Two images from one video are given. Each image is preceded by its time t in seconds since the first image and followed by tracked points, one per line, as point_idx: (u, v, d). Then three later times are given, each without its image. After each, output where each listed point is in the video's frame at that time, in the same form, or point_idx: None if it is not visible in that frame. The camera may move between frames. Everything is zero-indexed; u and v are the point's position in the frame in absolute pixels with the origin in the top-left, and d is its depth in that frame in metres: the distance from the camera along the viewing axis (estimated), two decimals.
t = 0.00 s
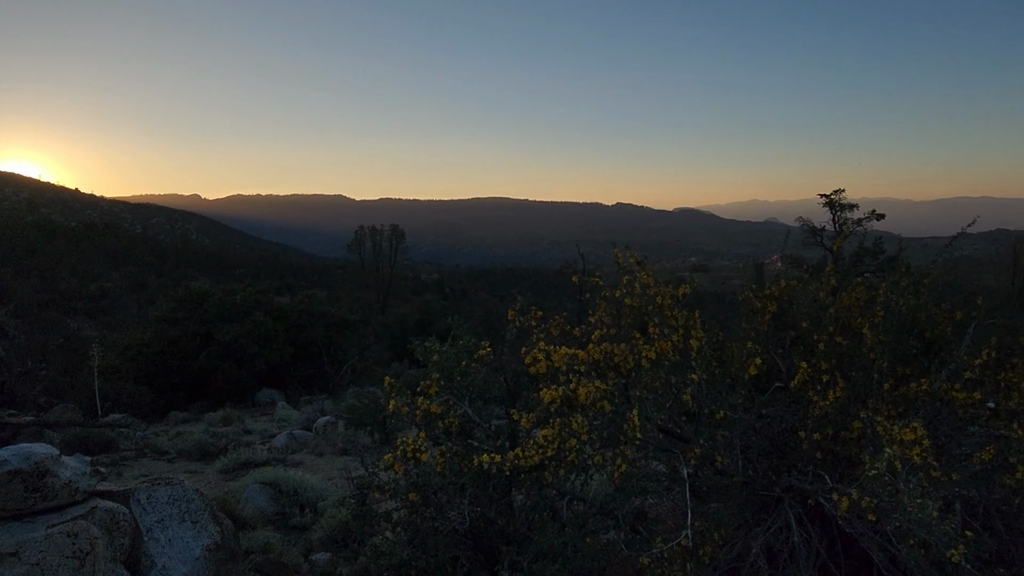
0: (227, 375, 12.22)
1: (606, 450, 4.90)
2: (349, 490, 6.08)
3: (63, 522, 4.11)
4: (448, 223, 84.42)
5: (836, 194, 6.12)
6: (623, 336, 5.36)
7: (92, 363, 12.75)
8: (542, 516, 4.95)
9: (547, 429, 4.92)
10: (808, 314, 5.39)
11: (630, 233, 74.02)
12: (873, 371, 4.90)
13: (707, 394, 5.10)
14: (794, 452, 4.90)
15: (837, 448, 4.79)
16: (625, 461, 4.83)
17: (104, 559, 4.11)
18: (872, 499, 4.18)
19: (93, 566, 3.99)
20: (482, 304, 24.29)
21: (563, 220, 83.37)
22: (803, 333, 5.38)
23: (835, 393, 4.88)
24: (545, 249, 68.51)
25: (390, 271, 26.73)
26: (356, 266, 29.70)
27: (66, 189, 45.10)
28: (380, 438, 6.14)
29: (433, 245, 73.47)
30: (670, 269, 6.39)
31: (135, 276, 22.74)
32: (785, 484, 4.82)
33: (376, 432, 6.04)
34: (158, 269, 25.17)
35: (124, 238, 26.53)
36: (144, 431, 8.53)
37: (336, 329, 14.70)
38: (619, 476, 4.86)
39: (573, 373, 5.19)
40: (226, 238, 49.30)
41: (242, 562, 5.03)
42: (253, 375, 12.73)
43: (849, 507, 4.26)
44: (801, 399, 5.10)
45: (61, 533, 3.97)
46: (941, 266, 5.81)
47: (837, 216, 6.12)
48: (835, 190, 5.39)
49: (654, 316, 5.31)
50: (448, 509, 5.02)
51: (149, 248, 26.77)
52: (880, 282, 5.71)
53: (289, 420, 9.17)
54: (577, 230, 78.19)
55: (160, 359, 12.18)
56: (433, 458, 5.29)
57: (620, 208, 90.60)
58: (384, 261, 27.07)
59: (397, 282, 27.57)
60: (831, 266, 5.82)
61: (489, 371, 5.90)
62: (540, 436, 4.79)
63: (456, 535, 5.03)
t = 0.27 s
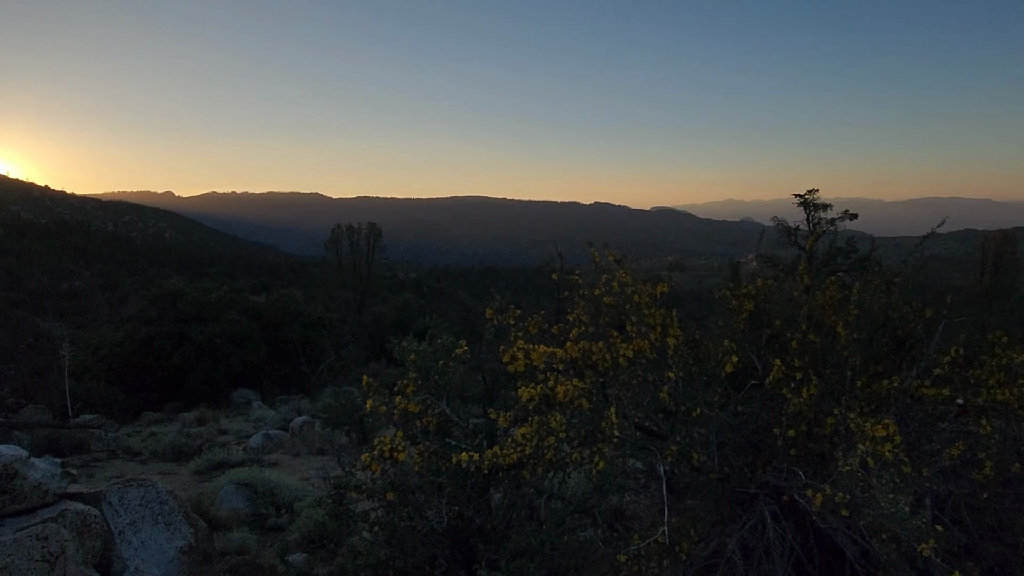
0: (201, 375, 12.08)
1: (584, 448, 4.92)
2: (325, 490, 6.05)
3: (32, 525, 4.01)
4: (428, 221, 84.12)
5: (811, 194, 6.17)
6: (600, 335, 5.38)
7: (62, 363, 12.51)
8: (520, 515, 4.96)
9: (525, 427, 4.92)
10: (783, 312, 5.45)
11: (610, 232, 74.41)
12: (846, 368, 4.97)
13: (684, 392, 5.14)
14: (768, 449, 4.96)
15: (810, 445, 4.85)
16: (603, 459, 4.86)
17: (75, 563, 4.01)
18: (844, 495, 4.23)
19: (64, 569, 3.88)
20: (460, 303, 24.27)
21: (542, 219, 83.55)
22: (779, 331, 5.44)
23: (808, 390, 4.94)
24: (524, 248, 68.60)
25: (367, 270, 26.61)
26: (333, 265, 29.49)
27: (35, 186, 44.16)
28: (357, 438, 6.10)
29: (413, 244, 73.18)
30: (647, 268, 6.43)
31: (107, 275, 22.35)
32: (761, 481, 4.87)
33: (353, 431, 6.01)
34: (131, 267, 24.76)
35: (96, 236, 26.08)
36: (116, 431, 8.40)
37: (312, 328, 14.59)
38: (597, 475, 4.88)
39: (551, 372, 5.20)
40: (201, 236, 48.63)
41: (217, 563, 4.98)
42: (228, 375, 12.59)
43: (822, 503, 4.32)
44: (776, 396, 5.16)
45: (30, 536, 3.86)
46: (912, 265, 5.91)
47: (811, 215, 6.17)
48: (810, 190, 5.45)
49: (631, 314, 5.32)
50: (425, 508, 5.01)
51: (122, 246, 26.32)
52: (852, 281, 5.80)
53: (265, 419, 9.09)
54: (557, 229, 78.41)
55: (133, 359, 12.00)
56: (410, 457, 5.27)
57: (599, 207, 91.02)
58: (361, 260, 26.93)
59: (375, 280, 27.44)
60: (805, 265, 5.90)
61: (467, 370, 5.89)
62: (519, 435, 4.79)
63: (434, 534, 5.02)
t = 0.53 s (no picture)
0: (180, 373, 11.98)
1: (566, 446, 4.94)
2: (307, 490, 6.02)
3: (7, 526, 3.97)
4: (412, 220, 83.87)
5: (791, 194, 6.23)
6: (583, 334, 5.40)
7: (38, 362, 12.33)
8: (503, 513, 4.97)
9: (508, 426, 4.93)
10: (763, 311, 5.51)
11: (593, 231, 74.68)
12: (825, 367, 5.02)
13: (666, 390, 5.16)
14: (749, 447, 5.01)
15: (790, 443, 4.90)
16: (585, 458, 4.88)
17: (51, 564, 3.95)
18: (823, 493, 4.27)
19: (40, 570, 3.85)
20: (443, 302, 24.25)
21: (527, 218, 83.63)
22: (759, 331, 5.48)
23: (788, 389, 4.98)
24: (508, 247, 68.64)
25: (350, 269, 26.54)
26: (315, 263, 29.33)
27: (10, 182, 43.39)
28: (339, 438, 6.08)
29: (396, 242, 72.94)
30: (630, 267, 6.45)
31: (85, 272, 22.04)
32: (741, 479, 4.91)
33: (335, 430, 5.99)
34: (109, 265, 24.43)
35: (73, 233, 25.71)
36: (93, 431, 8.29)
37: (294, 326, 14.52)
38: (580, 473, 4.90)
39: (534, 371, 5.20)
40: (181, 234, 48.13)
41: (196, 564, 4.93)
42: (208, 374, 12.49)
43: (802, 500, 4.36)
44: (757, 395, 5.20)
45: (6, 538, 3.84)
46: (890, 266, 5.98)
47: (791, 215, 6.23)
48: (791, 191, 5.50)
49: (614, 313, 5.34)
50: (408, 507, 5.00)
51: (100, 243, 25.96)
52: (832, 281, 5.86)
53: (246, 419, 9.03)
54: (541, 228, 78.54)
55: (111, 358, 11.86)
56: (393, 456, 5.25)
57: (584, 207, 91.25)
58: (343, 259, 26.84)
59: (357, 279, 27.39)
60: (786, 265, 5.95)
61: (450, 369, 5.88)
62: (502, 434, 4.80)
63: (416, 533, 5.01)
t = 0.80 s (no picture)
0: (163, 374, 11.89)
1: (552, 447, 4.96)
2: (291, 491, 5.99)
3: None
4: (398, 219, 83.58)
5: (776, 196, 6.21)
6: (569, 335, 5.40)
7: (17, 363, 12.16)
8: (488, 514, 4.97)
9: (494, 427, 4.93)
10: (747, 312, 5.54)
11: (580, 231, 74.81)
12: (808, 367, 5.06)
13: (652, 391, 5.17)
14: (733, 447, 5.04)
15: (774, 443, 4.93)
16: (571, 458, 4.89)
17: (31, 568, 3.90)
18: (807, 492, 4.30)
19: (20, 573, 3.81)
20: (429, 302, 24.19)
21: (514, 218, 83.66)
22: (743, 331, 5.51)
23: (772, 389, 5.02)
24: (495, 246, 68.61)
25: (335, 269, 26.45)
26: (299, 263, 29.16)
27: None
28: (324, 438, 6.06)
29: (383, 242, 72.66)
30: (615, 268, 6.46)
31: (65, 272, 21.77)
32: (726, 478, 4.94)
33: (320, 432, 5.96)
34: (90, 264, 24.14)
35: (54, 232, 25.37)
36: (74, 433, 8.19)
37: (278, 327, 14.43)
38: (565, 474, 4.91)
39: (520, 371, 5.20)
40: (163, 233, 47.67)
41: (180, 567, 4.89)
42: (191, 375, 12.39)
43: (785, 500, 4.40)
44: (741, 395, 5.23)
45: None
46: (873, 266, 6.04)
47: (776, 217, 6.20)
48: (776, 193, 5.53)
49: (600, 314, 5.35)
50: (393, 508, 4.98)
51: (81, 242, 25.64)
52: (816, 282, 5.91)
53: (229, 420, 8.96)
54: (528, 227, 78.58)
55: (93, 359, 11.74)
56: (378, 457, 5.24)
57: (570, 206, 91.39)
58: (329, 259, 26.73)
59: (343, 279, 27.29)
60: (770, 266, 5.99)
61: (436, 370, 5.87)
62: (488, 435, 4.80)
63: (401, 534, 5.00)
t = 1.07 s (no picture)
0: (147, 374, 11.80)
1: (539, 446, 4.97)
2: (278, 491, 5.97)
3: None
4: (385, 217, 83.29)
5: (760, 196, 6.32)
6: (556, 334, 5.42)
7: None
8: (476, 513, 4.97)
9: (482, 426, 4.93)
10: (733, 311, 5.58)
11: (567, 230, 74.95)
12: (793, 366, 5.10)
13: (638, 389, 5.19)
14: (719, 445, 5.08)
15: (759, 441, 4.97)
16: (558, 456, 4.91)
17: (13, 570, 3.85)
18: (792, 489, 4.34)
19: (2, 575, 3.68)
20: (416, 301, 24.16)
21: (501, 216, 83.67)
22: (729, 330, 5.54)
23: (758, 387, 5.05)
24: (482, 245, 68.58)
25: (321, 268, 26.37)
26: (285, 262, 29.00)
27: None
28: (310, 439, 6.04)
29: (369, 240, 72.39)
30: (602, 267, 6.48)
31: (46, 271, 21.50)
32: (712, 476, 4.97)
33: (306, 432, 5.95)
34: (71, 264, 23.86)
35: (35, 231, 25.04)
36: (55, 434, 8.09)
37: (264, 326, 14.34)
38: (553, 472, 4.92)
39: (507, 371, 5.20)
40: (147, 232, 47.21)
41: (164, 568, 4.88)
42: (176, 376, 12.30)
43: (771, 497, 4.44)
44: (727, 394, 5.27)
45: None
46: (856, 265, 6.10)
47: (760, 216, 6.31)
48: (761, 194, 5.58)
49: (586, 313, 5.36)
50: (381, 508, 4.96)
51: (62, 241, 25.32)
52: (800, 281, 5.96)
53: (214, 420, 8.90)
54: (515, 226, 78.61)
55: (75, 359, 11.62)
56: (366, 457, 5.23)
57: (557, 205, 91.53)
58: (315, 258, 26.63)
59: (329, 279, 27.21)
60: (756, 265, 6.05)
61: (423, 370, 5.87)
62: (475, 434, 4.80)
63: (389, 534, 4.99)
